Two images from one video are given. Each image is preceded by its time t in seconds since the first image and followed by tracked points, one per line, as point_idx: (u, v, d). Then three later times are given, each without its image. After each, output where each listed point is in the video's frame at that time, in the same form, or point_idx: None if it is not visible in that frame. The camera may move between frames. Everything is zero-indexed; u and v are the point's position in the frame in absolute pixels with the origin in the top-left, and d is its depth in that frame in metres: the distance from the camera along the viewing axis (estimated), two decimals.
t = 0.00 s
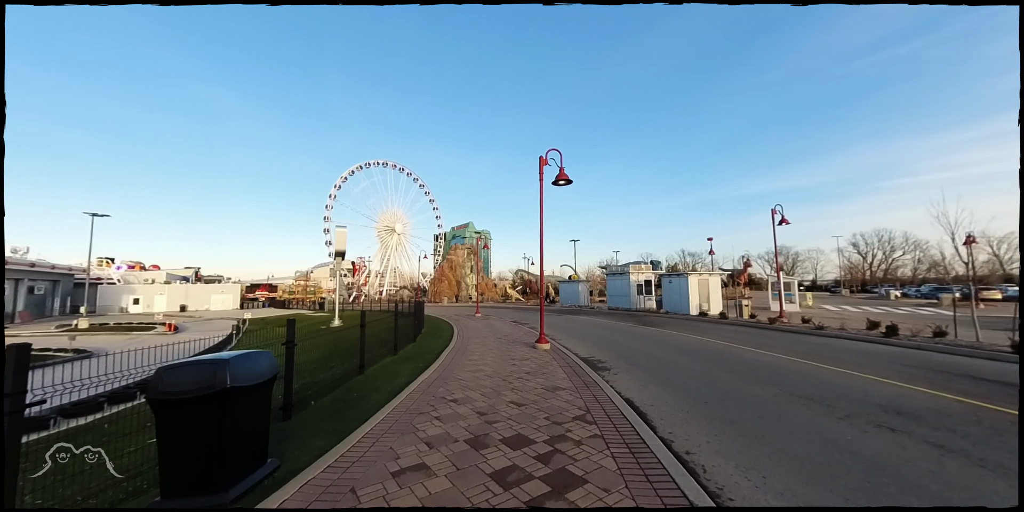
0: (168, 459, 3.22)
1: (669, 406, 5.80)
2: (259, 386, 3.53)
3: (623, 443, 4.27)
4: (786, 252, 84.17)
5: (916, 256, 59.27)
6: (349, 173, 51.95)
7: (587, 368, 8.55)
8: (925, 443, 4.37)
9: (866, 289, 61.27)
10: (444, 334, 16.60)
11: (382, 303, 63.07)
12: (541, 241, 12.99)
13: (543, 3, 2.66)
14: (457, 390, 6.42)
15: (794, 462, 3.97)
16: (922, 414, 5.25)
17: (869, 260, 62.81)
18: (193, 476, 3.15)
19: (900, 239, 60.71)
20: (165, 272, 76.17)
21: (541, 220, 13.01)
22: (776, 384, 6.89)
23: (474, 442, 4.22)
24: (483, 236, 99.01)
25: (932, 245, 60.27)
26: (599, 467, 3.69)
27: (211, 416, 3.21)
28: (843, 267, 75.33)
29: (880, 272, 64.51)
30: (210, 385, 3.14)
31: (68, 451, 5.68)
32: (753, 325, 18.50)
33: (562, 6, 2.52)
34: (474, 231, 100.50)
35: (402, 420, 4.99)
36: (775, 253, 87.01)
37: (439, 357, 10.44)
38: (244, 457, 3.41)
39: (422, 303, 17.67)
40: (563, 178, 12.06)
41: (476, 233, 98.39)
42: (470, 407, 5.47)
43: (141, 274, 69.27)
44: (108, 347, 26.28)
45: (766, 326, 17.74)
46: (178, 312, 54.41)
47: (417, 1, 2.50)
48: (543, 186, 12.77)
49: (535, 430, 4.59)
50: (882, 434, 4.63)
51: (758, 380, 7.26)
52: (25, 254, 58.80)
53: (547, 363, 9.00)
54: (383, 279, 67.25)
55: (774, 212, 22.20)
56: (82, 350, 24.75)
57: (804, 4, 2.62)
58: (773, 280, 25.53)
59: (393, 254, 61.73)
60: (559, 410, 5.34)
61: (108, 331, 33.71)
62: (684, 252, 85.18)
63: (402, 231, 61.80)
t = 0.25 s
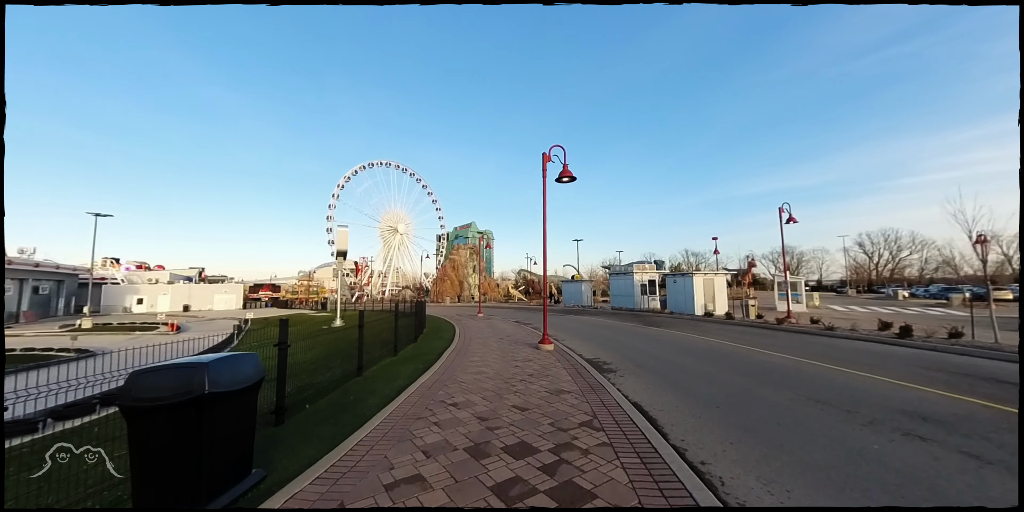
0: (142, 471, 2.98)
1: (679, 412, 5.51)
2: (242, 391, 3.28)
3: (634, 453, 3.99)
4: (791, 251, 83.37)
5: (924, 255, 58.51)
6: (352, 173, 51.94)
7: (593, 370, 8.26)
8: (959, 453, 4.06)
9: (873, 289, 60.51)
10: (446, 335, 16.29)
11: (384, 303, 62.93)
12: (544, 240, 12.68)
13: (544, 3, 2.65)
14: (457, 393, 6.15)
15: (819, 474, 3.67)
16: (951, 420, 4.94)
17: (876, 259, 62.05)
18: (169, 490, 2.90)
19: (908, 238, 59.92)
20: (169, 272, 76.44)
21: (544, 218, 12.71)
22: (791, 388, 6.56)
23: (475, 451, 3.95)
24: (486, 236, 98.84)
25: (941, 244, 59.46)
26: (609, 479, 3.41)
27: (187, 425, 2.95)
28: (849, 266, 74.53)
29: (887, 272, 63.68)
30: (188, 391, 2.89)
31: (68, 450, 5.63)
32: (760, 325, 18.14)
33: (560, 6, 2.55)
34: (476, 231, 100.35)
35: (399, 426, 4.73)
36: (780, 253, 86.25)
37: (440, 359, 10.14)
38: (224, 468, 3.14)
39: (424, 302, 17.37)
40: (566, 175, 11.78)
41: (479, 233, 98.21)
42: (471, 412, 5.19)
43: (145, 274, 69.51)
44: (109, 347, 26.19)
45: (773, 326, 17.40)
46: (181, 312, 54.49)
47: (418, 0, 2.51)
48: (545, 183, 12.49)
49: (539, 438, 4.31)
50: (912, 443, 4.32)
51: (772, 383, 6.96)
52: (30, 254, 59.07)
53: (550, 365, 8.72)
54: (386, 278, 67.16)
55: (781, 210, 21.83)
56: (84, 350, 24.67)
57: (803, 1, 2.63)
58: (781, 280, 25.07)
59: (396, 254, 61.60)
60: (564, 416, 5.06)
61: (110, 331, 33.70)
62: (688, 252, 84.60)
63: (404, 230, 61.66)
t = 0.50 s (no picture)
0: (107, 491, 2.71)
1: (691, 421, 5.21)
2: (220, 403, 3.02)
3: (645, 469, 3.71)
4: (795, 251, 82.67)
5: (930, 255, 57.88)
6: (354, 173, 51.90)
7: (598, 374, 7.97)
8: (998, 470, 3.75)
9: (878, 289, 59.94)
10: (447, 336, 16.00)
11: (386, 304, 62.77)
12: (547, 240, 12.39)
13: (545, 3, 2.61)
14: (457, 400, 5.88)
15: (847, 493, 3.38)
16: (983, 432, 4.64)
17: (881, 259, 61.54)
18: None
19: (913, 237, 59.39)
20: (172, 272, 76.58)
21: (547, 217, 12.42)
22: (807, 395, 6.26)
23: (474, 466, 3.68)
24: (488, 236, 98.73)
25: (947, 244, 58.87)
26: (619, 500, 3.14)
27: (158, 443, 2.69)
28: (854, 266, 73.98)
29: (892, 272, 63.14)
30: (159, 405, 2.64)
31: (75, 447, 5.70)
32: (766, 326, 17.82)
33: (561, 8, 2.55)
34: (478, 231, 100.34)
35: (393, 437, 4.45)
36: (783, 253, 85.69)
37: (440, 362, 9.87)
38: (202, 487, 2.89)
39: (425, 303, 17.10)
40: (569, 173, 11.50)
41: (481, 233, 98.03)
42: (471, 421, 4.92)
43: (147, 275, 69.66)
44: (110, 348, 26.06)
45: (780, 328, 17.06)
46: (183, 312, 54.53)
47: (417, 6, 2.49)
48: (548, 182, 12.19)
49: (543, 451, 4.04)
50: (946, 459, 4.02)
51: (786, 389, 6.65)
52: (36, 255, 59.20)
53: (555, 369, 8.44)
54: (387, 278, 67.05)
55: (789, 209, 21.48)
56: (85, 351, 24.58)
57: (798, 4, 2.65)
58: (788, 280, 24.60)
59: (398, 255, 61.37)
60: (570, 425, 4.78)
61: (112, 331, 33.67)
62: (690, 252, 84.21)
63: (406, 231, 61.44)
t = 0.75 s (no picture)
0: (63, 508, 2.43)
1: (702, 427, 4.93)
2: (192, 411, 2.76)
3: (658, 480, 3.43)
4: (799, 251, 81.95)
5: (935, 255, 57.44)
6: (355, 173, 51.86)
7: (603, 376, 7.70)
8: None
9: (883, 290, 59.54)
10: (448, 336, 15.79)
11: (388, 303, 62.68)
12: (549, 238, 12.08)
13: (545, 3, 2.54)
14: (456, 404, 5.60)
15: (882, 508, 3.08)
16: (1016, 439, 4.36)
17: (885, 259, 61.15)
18: None
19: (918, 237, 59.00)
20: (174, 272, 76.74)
21: (549, 214, 12.14)
22: (824, 399, 5.96)
23: (473, 477, 3.41)
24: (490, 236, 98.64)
25: (951, 243, 58.46)
26: None
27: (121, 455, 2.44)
28: (857, 266, 73.54)
29: (896, 272, 62.71)
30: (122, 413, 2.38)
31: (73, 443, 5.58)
32: (773, 326, 17.54)
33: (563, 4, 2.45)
34: (480, 231, 100.25)
35: (389, 444, 4.20)
36: (786, 252, 85.27)
37: (440, 363, 9.62)
38: (171, 502, 2.62)
39: (426, 302, 16.86)
40: (572, 169, 11.25)
41: (482, 233, 97.93)
42: (470, 426, 4.66)
43: (150, 274, 69.79)
44: (110, 348, 25.94)
45: (787, 328, 16.78)
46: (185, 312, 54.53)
47: None
48: (551, 179, 11.93)
49: (547, 461, 3.76)
50: (981, 470, 3.74)
51: (800, 392, 6.36)
52: (40, 255, 59.41)
53: (558, 370, 8.19)
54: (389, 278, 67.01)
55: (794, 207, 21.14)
56: (85, 350, 24.43)
57: None
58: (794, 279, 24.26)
59: (400, 255, 61.28)
60: (575, 432, 4.50)
61: (113, 331, 33.59)
62: (693, 251, 83.97)
63: (408, 230, 61.28)
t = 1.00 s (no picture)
0: None
1: (714, 435, 4.64)
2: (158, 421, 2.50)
3: (671, 496, 3.14)
4: (802, 251, 81.23)
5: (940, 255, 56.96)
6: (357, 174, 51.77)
7: (606, 378, 7.42)
8: None
9: (887, 290, 59.06)
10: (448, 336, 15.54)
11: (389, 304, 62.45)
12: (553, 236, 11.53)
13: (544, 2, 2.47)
14: (453, 408, 5.32)
15: None
16: None
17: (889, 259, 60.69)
18: None
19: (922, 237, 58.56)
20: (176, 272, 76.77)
21: (551, 212, 11.87)
22: (842, 403, 5.64)
23: (468, 492, 3.13)
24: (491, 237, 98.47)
25: (956, 243, 57.97)
26: None
27: (99, 463, 2.20)
28: (861, 267, 73.01)
29: (900, 272, 62.19)
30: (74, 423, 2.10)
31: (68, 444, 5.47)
32: (778, 327, 17.24)
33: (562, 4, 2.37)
34: (482, 231, 100.09)
35: (380, 453, 3.93)
36: (789, 252, 84.78)
37: (439, 364, 9.35)
38: None
39: (425, 303, 16.60)
40: (575, 165, 10.94)
41: (484, 233, 97.81)
42: (467, 434, 4.38)
43: (152, 275, 69.78)
44: (109, 348, 25.77)
45: (793, 328, 16.47)
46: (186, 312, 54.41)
47: None
48: (553, 174, 11.56)
49: (549, 473, 3.47)
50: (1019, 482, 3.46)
51: (814, 396, 6.06)
52: (42, 255, 59.48)
53: (560, 372, 7.92)
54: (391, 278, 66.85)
55: (800, 206, 20.79)
56: (83, 350, 24.27)
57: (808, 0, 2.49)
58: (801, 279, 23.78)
59: (402, 255, 61.15)
60: (579, 441, 4.20)
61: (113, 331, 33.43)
62: (695, 251, 83.62)
63: (410, 231, 61.09)
